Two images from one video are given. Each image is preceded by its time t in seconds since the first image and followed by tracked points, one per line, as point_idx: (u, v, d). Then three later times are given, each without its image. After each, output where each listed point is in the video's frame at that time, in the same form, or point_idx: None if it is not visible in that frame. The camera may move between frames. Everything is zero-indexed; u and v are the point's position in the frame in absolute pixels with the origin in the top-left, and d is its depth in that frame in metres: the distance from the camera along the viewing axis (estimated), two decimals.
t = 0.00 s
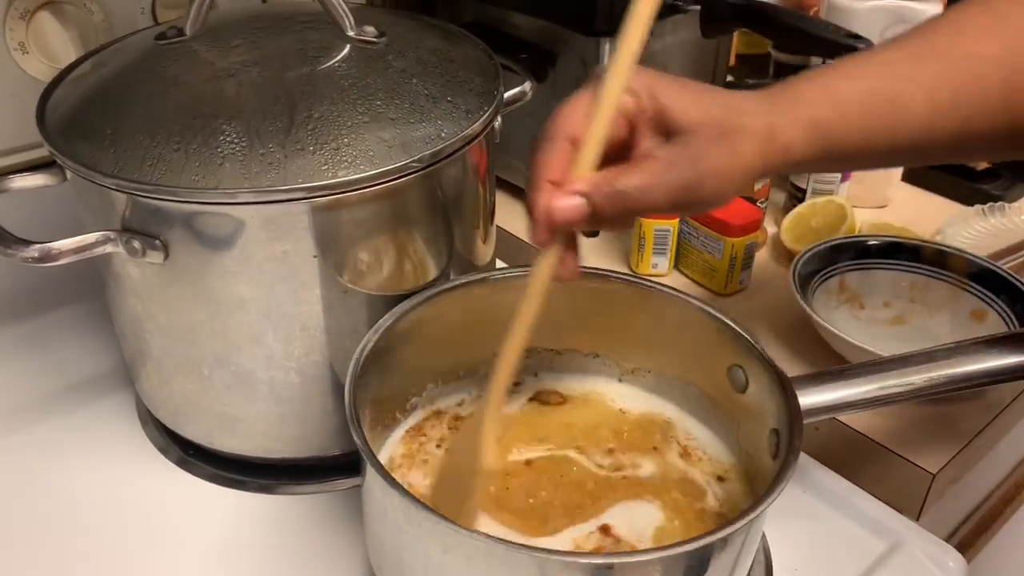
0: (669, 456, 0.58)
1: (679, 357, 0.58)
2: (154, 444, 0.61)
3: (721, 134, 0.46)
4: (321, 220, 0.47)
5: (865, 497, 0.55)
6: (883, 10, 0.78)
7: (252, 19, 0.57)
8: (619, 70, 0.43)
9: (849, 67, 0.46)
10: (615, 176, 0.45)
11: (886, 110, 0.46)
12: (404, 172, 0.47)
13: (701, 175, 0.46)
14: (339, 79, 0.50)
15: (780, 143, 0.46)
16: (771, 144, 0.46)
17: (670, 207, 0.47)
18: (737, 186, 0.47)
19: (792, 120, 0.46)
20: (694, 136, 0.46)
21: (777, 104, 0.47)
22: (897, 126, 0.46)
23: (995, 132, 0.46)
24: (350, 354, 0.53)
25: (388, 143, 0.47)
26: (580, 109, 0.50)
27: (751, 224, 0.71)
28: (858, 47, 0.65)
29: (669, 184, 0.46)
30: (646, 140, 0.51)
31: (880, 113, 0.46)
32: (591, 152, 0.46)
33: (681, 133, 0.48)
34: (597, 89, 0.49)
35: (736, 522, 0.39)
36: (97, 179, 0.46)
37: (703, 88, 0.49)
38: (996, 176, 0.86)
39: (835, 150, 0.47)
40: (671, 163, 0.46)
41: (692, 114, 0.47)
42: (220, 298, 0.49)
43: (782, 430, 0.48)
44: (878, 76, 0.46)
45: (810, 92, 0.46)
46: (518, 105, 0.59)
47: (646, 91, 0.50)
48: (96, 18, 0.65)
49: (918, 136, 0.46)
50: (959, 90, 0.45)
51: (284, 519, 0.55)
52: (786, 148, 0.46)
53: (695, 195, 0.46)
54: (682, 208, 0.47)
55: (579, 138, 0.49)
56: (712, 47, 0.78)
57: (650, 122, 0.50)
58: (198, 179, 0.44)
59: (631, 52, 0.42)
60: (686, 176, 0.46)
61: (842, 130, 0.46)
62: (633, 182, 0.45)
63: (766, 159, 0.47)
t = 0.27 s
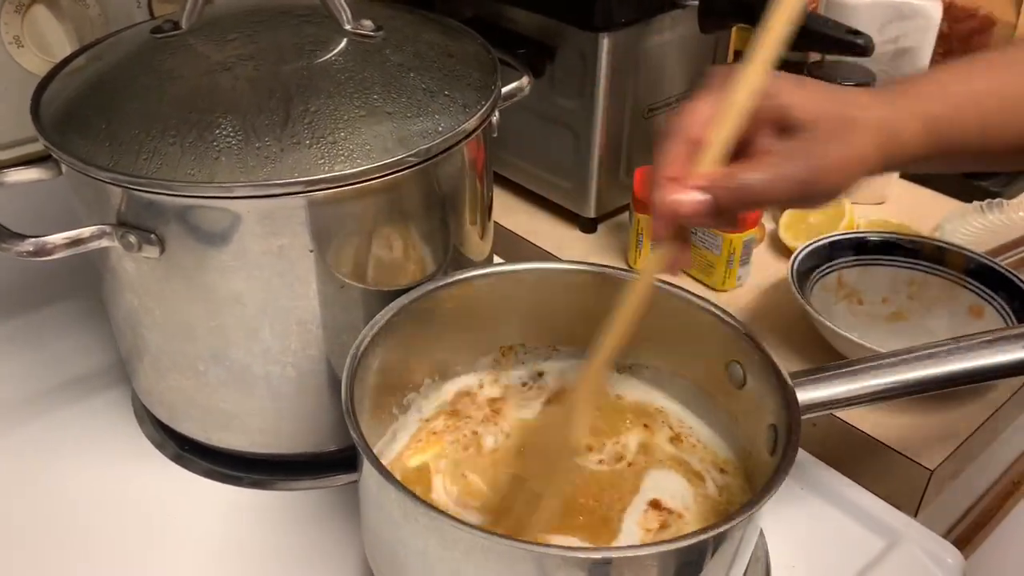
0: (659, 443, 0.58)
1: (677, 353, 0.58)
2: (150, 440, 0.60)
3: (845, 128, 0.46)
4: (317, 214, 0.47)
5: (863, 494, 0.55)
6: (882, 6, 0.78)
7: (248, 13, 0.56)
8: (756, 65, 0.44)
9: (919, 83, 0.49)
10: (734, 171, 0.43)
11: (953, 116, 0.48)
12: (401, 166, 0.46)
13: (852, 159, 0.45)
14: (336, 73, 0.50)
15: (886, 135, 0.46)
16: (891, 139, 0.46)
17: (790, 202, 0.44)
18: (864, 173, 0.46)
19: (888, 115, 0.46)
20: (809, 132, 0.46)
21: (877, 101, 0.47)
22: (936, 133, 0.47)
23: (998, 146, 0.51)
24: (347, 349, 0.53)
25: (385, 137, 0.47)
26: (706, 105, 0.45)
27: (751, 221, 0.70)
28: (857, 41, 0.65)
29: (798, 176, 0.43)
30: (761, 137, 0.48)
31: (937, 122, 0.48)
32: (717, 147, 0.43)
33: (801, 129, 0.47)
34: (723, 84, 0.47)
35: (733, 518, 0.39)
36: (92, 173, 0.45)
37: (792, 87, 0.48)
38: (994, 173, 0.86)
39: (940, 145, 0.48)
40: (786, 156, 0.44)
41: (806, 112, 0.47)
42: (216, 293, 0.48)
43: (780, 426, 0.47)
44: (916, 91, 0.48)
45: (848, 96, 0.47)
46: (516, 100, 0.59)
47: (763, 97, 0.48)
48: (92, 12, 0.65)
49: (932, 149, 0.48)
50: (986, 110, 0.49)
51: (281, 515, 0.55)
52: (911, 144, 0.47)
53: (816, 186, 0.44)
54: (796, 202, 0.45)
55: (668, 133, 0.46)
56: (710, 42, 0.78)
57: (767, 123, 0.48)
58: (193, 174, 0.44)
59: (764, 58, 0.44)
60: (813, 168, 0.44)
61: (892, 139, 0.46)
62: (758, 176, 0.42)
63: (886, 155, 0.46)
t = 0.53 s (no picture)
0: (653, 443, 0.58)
1: (673, 351, 0.58)
2: (144, 438, 0.60)
3: (974, 94, 0.55)
4: (311, 211, 0.46)
5: (860, 492, 0.55)
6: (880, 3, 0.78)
7: (242, 8, 0.56)
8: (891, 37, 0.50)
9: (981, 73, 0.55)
10: (877, 134, 0.51)
11: None
12: (396, 163, 0.46)
13: (971, 127, 0.54)
14: (330, 69, 0.50)
15: (950, 137, 0.54)
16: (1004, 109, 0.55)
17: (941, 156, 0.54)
18: (987, 140, 0.55)
19: (991, 107, 0.54)
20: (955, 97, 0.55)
21: (972, 61, 0.55)
22: None
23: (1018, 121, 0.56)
24: (342, 347, 0.52)
25: (379, 133, 0.47)
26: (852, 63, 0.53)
27: (748, 218, 0.70)
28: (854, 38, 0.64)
29: (933, 137, 0.53)
30: (909, 93, 0.56)
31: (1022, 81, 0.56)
32: (864, 96, 0.50)
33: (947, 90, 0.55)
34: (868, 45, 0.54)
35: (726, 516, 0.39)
36: (84, 169, 0.45)
37: (937, 48, 0.56)
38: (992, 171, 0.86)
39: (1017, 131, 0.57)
40: (929, 124, 0.53)
41: (956, 68, 0.55)
42: (209, 290, 0.48)
43: (777, 424, 0.47)
44: None
45: (974, 66, 0.55)
46: (512, 96, 0.59)
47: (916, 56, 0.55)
48: (85, 7, 0.64)
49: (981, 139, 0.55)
50: None
51: (275, 513, 0.54)
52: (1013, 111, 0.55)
53: (952, 146, 0.54)
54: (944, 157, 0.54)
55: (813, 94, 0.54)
56: (708, 39, 0.78)
57: (912, 83, 0.56)
58: (186, 170, 0.44)
59: (900, 30, 0.50)
60: (942, 134, 0.54)
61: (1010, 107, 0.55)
62: (901, 137, 0.52)
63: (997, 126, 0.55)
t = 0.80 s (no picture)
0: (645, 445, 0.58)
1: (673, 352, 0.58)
2: (140, 437, 0.60)
3: (921, 112, 0.48)
4: (309, 210, 0.46)
5: (859, 494, 0.55)
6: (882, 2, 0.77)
7: (239, 6, 0.56)
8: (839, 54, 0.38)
9: (990, 77, 0.51)
10: (821, 159, 0.42)
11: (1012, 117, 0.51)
12: (394, 162, 0.46)
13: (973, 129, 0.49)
14: (328, 67, 0.49)
15: (974, 118, 0.49)
16: (960, 129, 0.48)
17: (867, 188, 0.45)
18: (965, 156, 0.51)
19: (966, 102, 0.49)
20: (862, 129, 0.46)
21: (920, 87, 0.49)
22: (988, 126, 0.49)
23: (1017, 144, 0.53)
24: (340, 347, 0.52)
25: (378, 132, 0.47)
26: (790, 94, 0.47)
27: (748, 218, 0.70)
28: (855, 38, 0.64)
29: (880, 156, 0.44)
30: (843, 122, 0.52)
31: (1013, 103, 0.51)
32: (808, 115, 0.40)
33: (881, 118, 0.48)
34: (820, 65, 0.49)
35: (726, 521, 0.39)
36: (80, 167, 0.45)
37: (869, 74, 0.51)
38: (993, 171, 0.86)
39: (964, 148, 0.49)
40: (882, 145, 0.45)
41: (892, 96, 0.49)
42: (207, 290, 0.48)
43: (777, 427, 0.47)
44: (1001, 82, 0.51)
45: (914, 83, 0.49)
46: (511, 95, 0.59)
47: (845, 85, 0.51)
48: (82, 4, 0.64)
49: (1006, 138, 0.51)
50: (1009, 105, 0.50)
51: (272, 514, 0.54)
52: (981, 126, 0.49)
53: (892, 172, 0.45)
54: (880, 187, 0.45)
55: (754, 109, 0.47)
56: (708, 38, 0.77)
57: (846, 108, 0.52)
58: (183, 168, 0.43)
59: (856, 35, 0.38)
60: (900, 157, 0.45)
61: (971, 122, 0.48)
62: (836, 161, 0.42)
63: (960, 136, 0.48)
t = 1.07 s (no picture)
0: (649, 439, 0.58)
1: (675, 353, 0.57)
2: (139, 437, 0.60)
3: (869, 124, 0.46)
4: (310, 210, 0.46)
5: (861, 497, 0.55)
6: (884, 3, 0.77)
7: (240, 3, 0.55)
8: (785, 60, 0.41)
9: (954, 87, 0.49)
10: (760, 165, 0.42)
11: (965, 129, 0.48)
12: (395, 161, 0.45)
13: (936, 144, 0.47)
14: (329, 66, 0.49)
15: (918, 141, 0.46)
16: (914, 138, 0.46)
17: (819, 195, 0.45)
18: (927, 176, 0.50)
19: (899, 113, 0.46)
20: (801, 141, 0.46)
21: (869, 100, 0.47)
22: (937, 143, 0.47)
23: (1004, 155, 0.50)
24: (340, 348, 0.52)
25: (379, 132, 0.46)
26: (734, 106, 0.46)
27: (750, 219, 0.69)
28: (859, 38, 0.63)
29: (827, 164, 0.44)
30: (790, 130, 0.48)
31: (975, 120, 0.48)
32: (744, 143, 0.43)
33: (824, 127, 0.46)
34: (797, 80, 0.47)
35: (729, 525, 0.38)
36: (78, 166, 0.44)
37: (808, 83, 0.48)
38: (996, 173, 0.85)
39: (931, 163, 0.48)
40: (818, 156, 0.44)
41: (839, 105, 0.46)
42: (206, 289, 0.47)
43: (779, 430, 0.47)
44: (955, 99, 0.48)
45: (873, 93, 0.47)
46: (513, 94, 0.58)
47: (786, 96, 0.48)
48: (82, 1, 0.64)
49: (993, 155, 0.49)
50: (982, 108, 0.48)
51: (270, 514, 0.54)
52: (936, 146, 0.47)
53: (844, 175, 0.44)
54: (827, 193, 0.45)
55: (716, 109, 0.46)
56: (711, 37, 0.77)
57: (794, 121, 0.48)
58: (182, 168, 0.43)
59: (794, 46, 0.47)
60: (854, 154, 0.45)
61: (918, 139, 0.46)
62: (785, 167, 0.43)
63: (912, 148, 0.46)
